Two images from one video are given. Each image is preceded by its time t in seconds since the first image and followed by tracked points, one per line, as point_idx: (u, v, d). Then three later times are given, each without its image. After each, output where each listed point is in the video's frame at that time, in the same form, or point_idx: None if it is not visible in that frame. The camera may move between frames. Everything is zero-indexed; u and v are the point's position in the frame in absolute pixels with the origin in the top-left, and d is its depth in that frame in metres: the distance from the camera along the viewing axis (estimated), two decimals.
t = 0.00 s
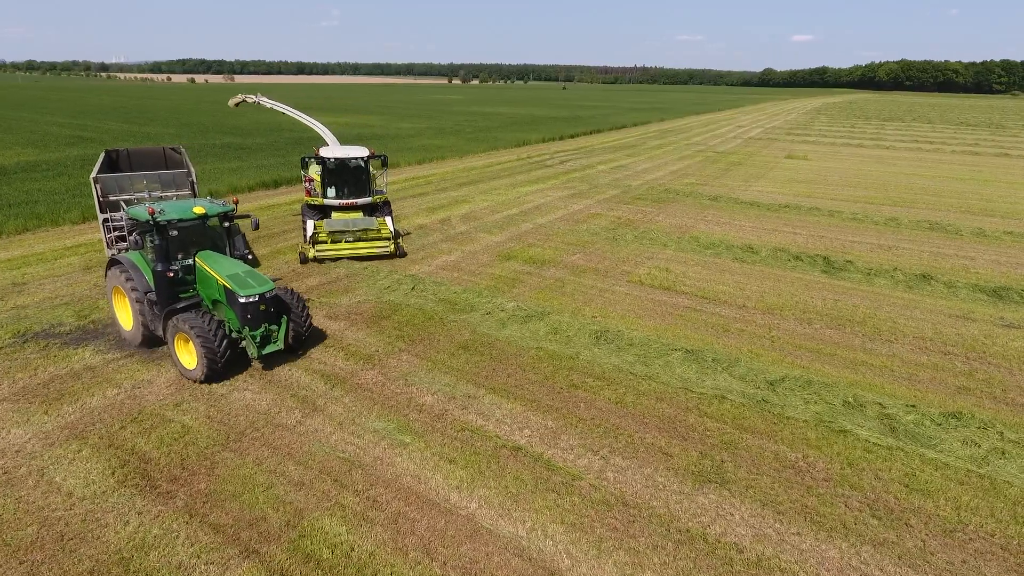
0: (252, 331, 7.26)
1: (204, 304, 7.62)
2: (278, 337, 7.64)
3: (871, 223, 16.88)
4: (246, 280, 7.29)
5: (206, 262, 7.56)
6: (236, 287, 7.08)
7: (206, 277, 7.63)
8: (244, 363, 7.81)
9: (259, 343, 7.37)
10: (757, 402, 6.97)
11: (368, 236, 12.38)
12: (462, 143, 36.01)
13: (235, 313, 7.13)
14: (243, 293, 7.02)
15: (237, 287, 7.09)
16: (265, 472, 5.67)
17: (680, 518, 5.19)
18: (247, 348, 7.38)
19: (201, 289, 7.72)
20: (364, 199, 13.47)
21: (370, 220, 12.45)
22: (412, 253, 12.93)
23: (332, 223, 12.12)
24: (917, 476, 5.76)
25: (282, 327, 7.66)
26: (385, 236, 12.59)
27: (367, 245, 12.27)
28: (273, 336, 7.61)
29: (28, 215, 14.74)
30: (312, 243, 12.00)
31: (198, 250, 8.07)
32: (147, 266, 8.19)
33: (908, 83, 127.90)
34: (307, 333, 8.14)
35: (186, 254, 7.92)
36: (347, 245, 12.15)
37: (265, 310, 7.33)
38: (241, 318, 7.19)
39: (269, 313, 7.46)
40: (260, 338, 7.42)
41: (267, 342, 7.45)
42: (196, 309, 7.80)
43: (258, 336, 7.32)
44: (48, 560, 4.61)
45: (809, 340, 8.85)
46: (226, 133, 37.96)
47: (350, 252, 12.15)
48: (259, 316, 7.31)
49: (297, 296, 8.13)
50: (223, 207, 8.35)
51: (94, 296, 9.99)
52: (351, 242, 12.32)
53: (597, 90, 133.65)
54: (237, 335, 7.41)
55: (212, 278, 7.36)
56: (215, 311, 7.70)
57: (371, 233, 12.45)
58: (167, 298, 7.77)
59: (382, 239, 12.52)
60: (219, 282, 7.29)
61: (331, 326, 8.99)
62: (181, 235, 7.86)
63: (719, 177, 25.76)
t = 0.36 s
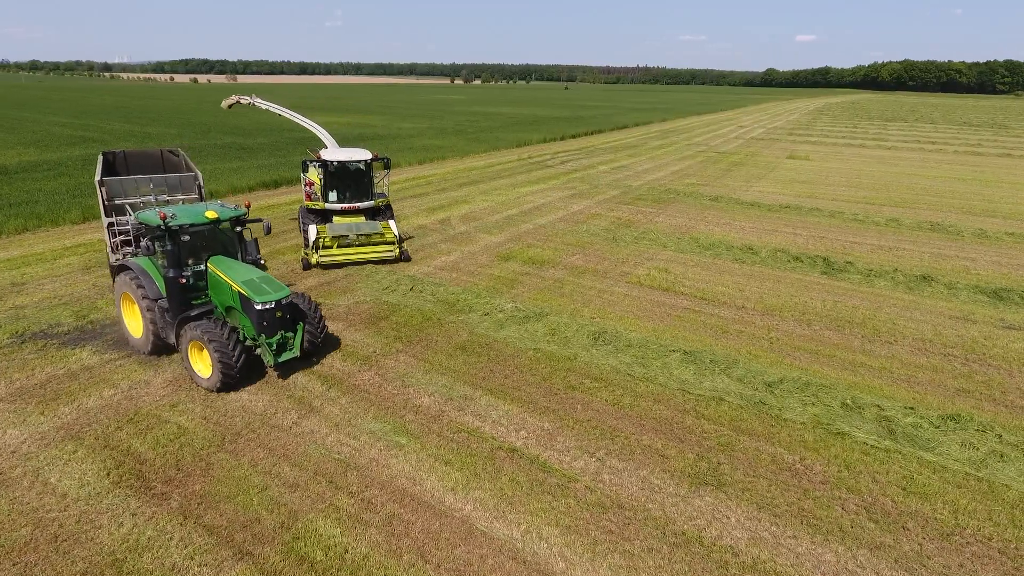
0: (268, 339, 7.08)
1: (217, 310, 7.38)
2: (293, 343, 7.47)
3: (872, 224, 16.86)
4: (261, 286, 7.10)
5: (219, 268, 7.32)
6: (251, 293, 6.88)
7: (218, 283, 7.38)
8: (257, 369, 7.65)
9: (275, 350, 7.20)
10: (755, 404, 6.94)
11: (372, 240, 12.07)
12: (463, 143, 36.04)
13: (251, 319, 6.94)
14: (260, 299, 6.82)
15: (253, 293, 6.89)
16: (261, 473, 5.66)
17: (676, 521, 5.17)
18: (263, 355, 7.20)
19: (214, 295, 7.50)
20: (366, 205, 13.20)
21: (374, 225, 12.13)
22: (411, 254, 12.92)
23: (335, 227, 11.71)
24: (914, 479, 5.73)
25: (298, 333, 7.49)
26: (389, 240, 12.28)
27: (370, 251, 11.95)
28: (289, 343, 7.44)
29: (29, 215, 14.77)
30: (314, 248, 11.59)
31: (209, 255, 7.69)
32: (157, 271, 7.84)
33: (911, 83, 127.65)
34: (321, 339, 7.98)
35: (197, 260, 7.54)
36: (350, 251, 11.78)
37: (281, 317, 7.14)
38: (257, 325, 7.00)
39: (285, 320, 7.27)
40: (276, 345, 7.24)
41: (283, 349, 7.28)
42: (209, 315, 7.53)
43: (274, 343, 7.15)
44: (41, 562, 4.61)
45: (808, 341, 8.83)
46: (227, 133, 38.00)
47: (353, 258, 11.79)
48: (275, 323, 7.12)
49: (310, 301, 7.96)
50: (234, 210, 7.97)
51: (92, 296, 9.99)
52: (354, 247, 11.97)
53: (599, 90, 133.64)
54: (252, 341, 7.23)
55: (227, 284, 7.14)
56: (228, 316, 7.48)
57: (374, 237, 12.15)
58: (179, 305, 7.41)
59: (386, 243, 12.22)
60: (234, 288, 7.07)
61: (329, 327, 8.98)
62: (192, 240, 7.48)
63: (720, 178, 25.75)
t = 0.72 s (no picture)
0: (289, 346, 6.81)
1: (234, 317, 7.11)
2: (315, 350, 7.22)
3: (873, 224, 16.84)
4: (281, 292, 6.83)
5: (236, 274, 7.03)
6: (272, 300, 6.61)
7: (235, 289, 7.09)
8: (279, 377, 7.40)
9: (296, 358, 6.95)
10: (756, 405, 6.91)
11: (379, 244, 11.76)
12: (464, 143, 36.04)
13: (272, 327, 6.68)
14: (282, 306, 6.55)
15: (274, 300, 6.62)
16: (259, 474, 5.64)
17: (676, 522, 5.14)
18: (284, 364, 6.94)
19: (231, 301, 7.19)
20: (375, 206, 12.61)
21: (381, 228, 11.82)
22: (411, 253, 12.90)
23: (343, 232, 11.37)
24: (916, 481, 5.69)
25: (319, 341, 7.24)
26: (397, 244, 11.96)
27: (379, 254, 11.66)
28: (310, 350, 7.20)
29: (29, 214, 14.77)
30: (322, 254, 11.23)
31: (226, 260, 7.49)
32: (172, 278, 7.63)
33: (913, 83, 127.50)
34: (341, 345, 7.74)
35: (213, 266, 7.33)
36: (359, 255, 11.50)
37: (302, 324, 6.88)
38: (278, 332, 6.73)
39: (306, 327, 7.02)
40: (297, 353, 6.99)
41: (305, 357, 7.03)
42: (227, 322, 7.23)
43: (295, 351, 6.89)
44: (39, 562, 4.60)
45: (809, 342, 8.80)
46: (228, 133, 38.01)
47: (362, 262, 11.49)
48: (296, 330, 6.87)
49: (329, 306, 7.70)
50: (251, 215, 7.74)
51: (92, 296, 9.97)
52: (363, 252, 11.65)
53: (600, 90, 133.62)
54: (272, 349, 6.97)
55: (245, 291, 6.86)
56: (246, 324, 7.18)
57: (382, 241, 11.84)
58: (196, 312, 7.20)
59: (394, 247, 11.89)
60: (253, 295, 6.79)
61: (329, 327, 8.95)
62: (209, 246, 7.27)
63: (721, 178, 25.73)
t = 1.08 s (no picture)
0: (313, 353, 6.75)
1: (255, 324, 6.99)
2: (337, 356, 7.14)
3: (875, 224, 16.80)
4: (303, 297, 6.76)
5: (256, 280, 6.93)
6: (295, 306, 6.54)
7: (255, 295, 6.98)
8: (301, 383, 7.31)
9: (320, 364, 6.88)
10: (757, 405, 6.89)
11: (389, 246, 11.45)
12: (465, 143, 36.03)
13: (296, 334, 6.62)
14: (305, 312, 6.48)
15: (297, 306, 6.55)
16: (259, 473, 5.63)
17: (678, 523, 5.12)
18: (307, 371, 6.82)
19: (251, 308, 7.08)
20: (380, 208, 12.33)
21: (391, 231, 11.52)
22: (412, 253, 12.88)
23: (352, 235, 11.05)
24: (919, 481, 5.67)
25: (341, 346, 7.16)
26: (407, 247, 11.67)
27: (389, 258, 11.27)
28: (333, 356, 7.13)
29: (30, 214, 14.77)
30: (332, 258, 10.88)
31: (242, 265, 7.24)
32: (187, 284, 7.39)
33: (914, 83, 127.32)
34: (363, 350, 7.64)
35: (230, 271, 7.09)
36: (369, 259, 11.09)
37: (325, 330, 6.81)
38: (302, 339, 6.66)
39: (328, 332, 6.95)
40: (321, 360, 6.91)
41: (329, 363, 6.95)
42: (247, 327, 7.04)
43: (319, 357, 6.82)
44: (39, 562, 4.58)
45: (811, 342, 8.77)
46: (229, 133, 38.06)
47: (372, 266, 11.10)
48: (319, 336, 6.80)
49: (351, 311, 7.62)
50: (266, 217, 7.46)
51: (94, 296, 9.97)
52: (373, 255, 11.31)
53: (601, 90, 133.58)
54: (295, 356, 6.89)
55: (266, 297, 6.77)
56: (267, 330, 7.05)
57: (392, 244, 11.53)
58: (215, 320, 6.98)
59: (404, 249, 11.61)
60: (274, 302, 6.70)
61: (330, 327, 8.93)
62: (225, 251, 7.07)
63: (722, 178, 25.69)
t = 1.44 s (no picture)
0: (342, 359, 6.56)
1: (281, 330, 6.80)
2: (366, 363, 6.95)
3: (876, 224, 16.77)
4: (331, 303, 6.62)
5: (281, 285, 6.75)
6: (325, 311, 6.41)
7: (280, 301, 6.79)
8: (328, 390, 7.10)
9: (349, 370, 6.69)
10: (759, 405, 6.88)
11: (401, 250, 11.27)
12: (466, 143, 36.01)
13: (326, 340, 6.45)
14: (335, 318, 6.35)
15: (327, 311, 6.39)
16: (260, 472, 5.63)
17: (679, 522, 5.12)
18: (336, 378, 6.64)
19: (276, 314, 6.88)
20: (389, 211, 12.09)
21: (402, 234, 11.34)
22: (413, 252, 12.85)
23: (363, 239, 10.85)
24: (921, 481, 5.65)
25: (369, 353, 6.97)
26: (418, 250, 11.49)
27: (401, 261, 11.09)
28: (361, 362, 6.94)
29: (30, 213, 14.77)
30: (343, 262, 10.65)
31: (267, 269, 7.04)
32: (210, 288, 7.17)
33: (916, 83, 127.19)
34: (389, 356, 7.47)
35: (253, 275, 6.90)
36: (381, 262, 10.89)
37: (354, 335, 6.64)
38: (331, 345, 6.48)
39: (357, 338, 6.77)
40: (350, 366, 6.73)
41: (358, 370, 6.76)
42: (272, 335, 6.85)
43: (349, 364, 6.63)
44: (39, 561, 4.58)
45: (812, 342, 8.76)
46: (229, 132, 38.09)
47: (384, 270, 10.89)
48: (349, 342, 6.62)
49: (377, 316, 7.45)
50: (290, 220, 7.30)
51: (94, 295, 9.97)
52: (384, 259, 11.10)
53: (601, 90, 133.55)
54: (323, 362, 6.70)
55: (293, 302, 6.60)
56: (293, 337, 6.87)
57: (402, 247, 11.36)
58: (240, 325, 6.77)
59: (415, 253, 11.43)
60: (302, 307, 6.52)
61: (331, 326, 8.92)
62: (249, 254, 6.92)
63: (724, 178, 25.67)
